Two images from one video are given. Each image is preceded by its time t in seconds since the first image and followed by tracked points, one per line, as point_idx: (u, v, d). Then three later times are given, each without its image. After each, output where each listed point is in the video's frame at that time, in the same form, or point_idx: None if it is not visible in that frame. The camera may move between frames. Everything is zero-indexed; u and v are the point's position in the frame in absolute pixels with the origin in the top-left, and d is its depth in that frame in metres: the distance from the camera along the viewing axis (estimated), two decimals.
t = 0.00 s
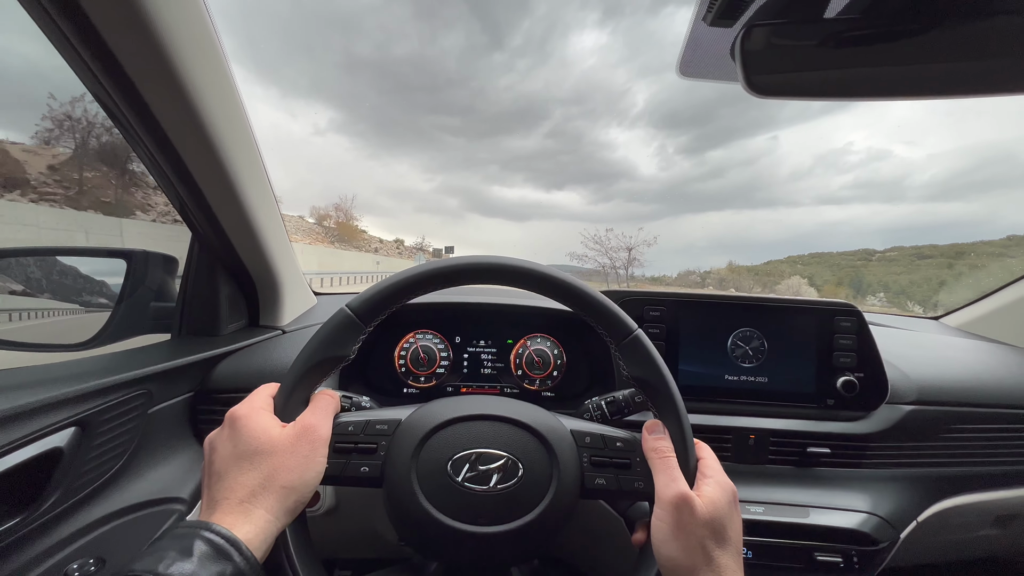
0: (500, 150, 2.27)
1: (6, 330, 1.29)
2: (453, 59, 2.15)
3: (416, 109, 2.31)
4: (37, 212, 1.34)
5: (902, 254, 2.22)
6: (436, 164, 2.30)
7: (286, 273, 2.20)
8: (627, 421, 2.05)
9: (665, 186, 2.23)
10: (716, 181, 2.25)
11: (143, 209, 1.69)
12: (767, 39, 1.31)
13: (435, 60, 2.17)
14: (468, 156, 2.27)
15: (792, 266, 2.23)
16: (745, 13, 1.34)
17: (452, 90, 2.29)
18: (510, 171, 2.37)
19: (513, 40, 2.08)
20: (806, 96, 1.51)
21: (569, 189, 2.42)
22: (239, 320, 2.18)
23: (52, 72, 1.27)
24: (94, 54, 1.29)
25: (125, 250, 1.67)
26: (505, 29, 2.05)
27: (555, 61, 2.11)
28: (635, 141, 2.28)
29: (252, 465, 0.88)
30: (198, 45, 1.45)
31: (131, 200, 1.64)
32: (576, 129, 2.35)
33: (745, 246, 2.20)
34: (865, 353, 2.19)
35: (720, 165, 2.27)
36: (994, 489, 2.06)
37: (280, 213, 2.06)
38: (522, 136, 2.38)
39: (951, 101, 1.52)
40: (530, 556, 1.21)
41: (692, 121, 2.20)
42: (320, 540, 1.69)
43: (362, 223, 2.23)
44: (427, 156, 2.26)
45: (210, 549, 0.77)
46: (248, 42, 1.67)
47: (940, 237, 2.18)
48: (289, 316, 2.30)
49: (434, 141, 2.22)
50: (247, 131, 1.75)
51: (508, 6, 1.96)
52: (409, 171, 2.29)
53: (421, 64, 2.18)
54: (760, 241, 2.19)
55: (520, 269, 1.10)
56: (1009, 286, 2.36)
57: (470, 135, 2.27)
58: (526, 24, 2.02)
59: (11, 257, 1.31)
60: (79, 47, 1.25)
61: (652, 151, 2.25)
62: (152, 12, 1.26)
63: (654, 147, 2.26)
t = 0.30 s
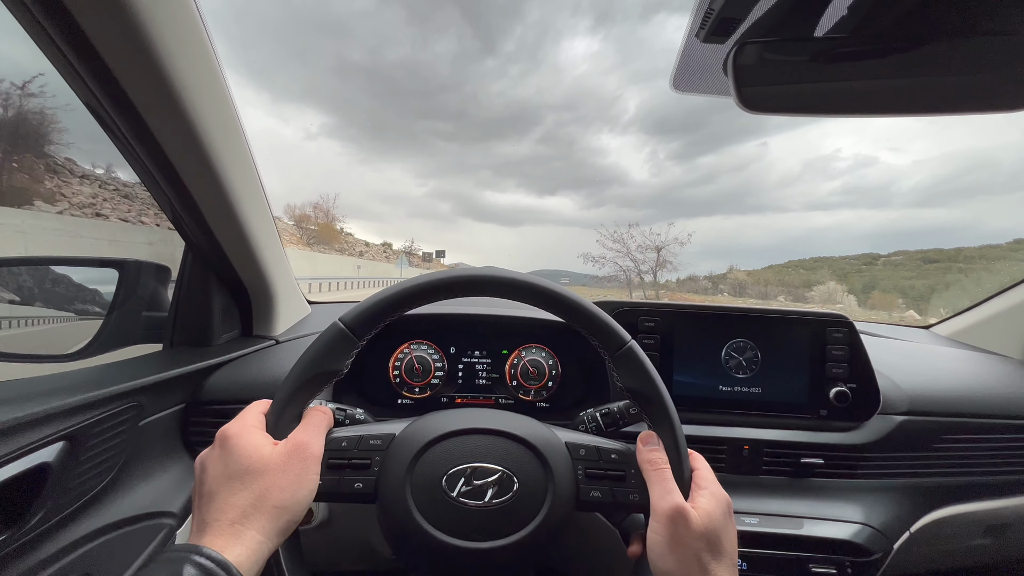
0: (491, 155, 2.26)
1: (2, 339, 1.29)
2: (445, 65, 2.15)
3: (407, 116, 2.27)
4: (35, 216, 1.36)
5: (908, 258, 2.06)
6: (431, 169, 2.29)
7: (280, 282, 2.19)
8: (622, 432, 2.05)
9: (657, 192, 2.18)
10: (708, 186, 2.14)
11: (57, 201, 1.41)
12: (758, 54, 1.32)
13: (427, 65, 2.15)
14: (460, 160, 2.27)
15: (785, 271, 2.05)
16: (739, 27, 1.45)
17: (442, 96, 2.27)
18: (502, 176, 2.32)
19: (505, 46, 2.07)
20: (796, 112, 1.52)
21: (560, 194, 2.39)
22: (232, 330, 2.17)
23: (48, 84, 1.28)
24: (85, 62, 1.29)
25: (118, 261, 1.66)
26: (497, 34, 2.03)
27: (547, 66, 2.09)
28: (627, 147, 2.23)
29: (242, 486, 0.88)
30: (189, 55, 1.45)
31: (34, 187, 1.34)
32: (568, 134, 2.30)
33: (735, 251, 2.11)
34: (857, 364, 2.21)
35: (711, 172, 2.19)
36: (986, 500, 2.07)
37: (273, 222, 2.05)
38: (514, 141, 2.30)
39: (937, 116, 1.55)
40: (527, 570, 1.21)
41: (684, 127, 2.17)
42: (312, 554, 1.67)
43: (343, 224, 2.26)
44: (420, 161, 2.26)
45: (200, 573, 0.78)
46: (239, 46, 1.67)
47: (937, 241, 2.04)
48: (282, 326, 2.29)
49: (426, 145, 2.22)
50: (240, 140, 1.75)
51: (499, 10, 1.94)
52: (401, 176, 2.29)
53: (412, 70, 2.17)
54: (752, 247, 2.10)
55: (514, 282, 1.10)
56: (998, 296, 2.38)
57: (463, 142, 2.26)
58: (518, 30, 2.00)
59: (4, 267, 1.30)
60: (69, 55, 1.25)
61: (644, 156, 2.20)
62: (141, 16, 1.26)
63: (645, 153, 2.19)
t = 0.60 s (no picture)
0: (482, 161, 2.24)
1: None
2: (435, 69, 2.15)
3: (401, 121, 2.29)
4: (23, 222, 1.31)
5: (909, 261, 2.06)
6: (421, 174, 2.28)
7: (273, 287, 2.18)
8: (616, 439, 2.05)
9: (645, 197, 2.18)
10: (696, 191, 2.13)
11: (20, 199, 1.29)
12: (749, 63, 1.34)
13: (416, 70, 2.16)
14: (450, 165, 2.25)
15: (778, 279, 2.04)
16: (732, 36, 1.50)
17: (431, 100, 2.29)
18: (492, 182, 2.36)
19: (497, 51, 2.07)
20: (785, 121, 1.54)
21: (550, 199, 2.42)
22: (223, 336, 2.14)
23: (37, 89, 1.26)
24: (77, 69, 1.28)
25: (105, 266, 1.63)
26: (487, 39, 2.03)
27: (536, 72, 2.13)
28: (616, 152, 2.28)
29: (232, 499, 0.87)
30: (181, 60, 1.44)
31: None
32: (557, 140, 2.31)
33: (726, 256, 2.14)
34: (848, 369, 2.22)
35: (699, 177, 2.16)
36: (974, 504, 2.09)
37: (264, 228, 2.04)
38: (503, 146, 2.27)
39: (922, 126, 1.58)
40: None
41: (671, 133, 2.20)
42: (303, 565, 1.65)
43: (321, 225, 2.21)
44: (410, 166, 2.25)
45: None
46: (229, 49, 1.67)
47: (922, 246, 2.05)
48: (273, 332, 2.27)
49: (414, 150, 2.20)
50: (232, 146, 1.74)
51: (490, 17, 1.96)
52: (390, 180, 2.24)
53: (402, 76, 2.19)
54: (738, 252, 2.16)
55: (508, 288, 1.10)
56: (985, 301, 2.41)
57: (454, 146, 2.23)
58: (507, 37, 2.02)
59: None
60: (61, 61, 1.24)
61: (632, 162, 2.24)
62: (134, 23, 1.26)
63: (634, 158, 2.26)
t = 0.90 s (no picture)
0: (469, 166, 2.26)
1: None
2: (422, 76, 2.10)
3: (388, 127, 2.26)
4: None
5: (913, 262, 2.12)
6: (408, 180, 2.27)
7: (256, 295, 2.15)
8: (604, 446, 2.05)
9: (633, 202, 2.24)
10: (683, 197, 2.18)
11: None
12: (732, 72, 1.35)
13: (401, 76, 2.10)
14: (437, 170, 2.27)
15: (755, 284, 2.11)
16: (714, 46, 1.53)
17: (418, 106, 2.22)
18: (480, 186, 2.33)
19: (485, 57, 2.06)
20: (767, 130, 1.56)
21: (538, 205, 2.37)
22: (204, 345, 2.11)
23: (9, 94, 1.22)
24: (49, 75, 1.25)
25: (82, 274, 1.57)
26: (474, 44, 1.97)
27: (524, 78, 2.07)
28: (603, 158, 2.27)
29: (206, 514, 0.85)
30: (160, 66, 1.43)
31: None
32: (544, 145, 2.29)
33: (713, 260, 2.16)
34: (831, 375, 2.25)
35: (685, 182, 2.14)
36: (956, 507, 2.11)
37: (247, 235, 2.01)
38: (492, 151, 2.30)
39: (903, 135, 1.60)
40: None
41: (657, 138, 2.22)
42: None
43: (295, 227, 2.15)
44: (397, 171, 2.23)
45: None
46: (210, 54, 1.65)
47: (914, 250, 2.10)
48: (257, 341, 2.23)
49: (401, 156, 2.20)
50: (213, 153, 1.72)
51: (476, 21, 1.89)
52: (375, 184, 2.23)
53: (389, 80, 2.12)
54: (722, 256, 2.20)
55: (493, 296, 1.10)
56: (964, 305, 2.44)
57: (441, 152, 2.23)
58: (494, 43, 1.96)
59: None
60: (33, 68, 1.22)
61: (619, 168, 2.27)
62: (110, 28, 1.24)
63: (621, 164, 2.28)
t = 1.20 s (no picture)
0: (457, 170, 2.26)
1: None
2: (408, 79, 2.10)
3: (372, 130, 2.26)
4: None
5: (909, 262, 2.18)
6: (393, 184, 2.27)
7: (235, 303, 2.11)
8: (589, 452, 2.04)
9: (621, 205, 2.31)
10: (667, 200, 2.25)
11: None
12: (711, 78, 1.36)
13: (387, 79, 2.11)
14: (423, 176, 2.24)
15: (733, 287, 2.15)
16: (692, 51, 1.52)
17: (404, 109, 2.23)
18: (468, 190, 2.34)
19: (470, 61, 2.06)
20: (746, 136, 1.58)
21: (525, 209, 2.44)
22: (181, 354, 2.06)
23: None
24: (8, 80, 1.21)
25: (53, 282, 1.53)
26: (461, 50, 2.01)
27: (510, 83, 2.13)
28: (589, 161, 2.30)
29: (172, 532, 0.82)
30: (129, 71, 1.40)
31: None
32: (532, 149, 2.32)
33: (696, 263, 2.20)
34: (813, 377, 2.26)
35: (669, 186, 2.22)
36: (937, 507, 2.13)
37: (226, 241, 1.97)
38: (478, 155, 2.29)
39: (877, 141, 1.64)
40: None
41: (643, 142, 2.16)
42: None
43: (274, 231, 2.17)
44: (382, 175, 2.23)
45: None
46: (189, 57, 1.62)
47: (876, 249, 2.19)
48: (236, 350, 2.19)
49: (388, 161, 2.19)
50: (187, 159, 1.69)
51: (463, 25, 1.92)
52: (363, 190, 2.24)
53: (374, 84, 2.12)
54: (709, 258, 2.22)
55: (472, 302, 1.08)
56: (942, 307, 2.48)
57: (427, 156, 2.24)
58: (481, 47, 2.00)
59: None
60: None
61: (606, 171, 2.29)
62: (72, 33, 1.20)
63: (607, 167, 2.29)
